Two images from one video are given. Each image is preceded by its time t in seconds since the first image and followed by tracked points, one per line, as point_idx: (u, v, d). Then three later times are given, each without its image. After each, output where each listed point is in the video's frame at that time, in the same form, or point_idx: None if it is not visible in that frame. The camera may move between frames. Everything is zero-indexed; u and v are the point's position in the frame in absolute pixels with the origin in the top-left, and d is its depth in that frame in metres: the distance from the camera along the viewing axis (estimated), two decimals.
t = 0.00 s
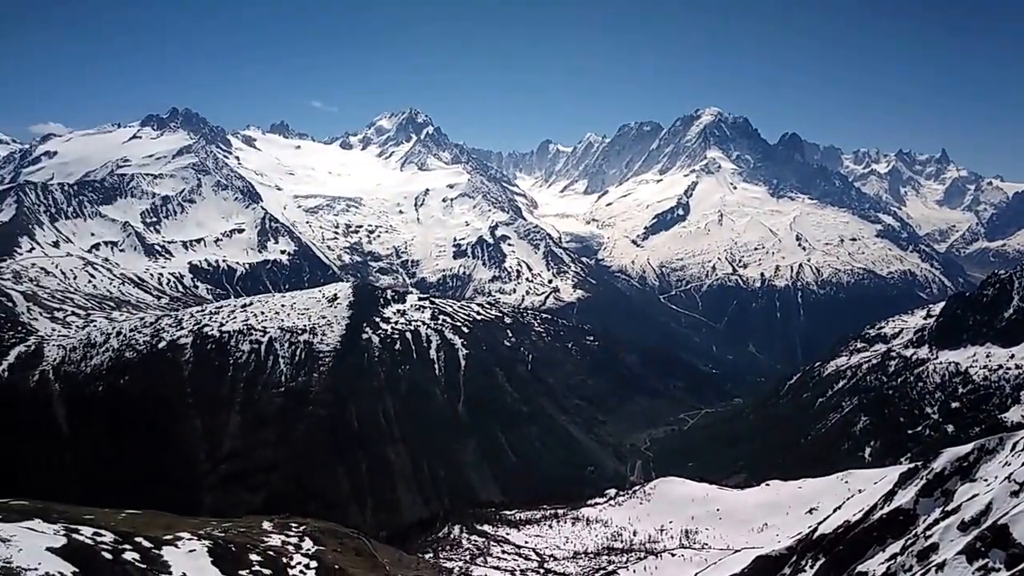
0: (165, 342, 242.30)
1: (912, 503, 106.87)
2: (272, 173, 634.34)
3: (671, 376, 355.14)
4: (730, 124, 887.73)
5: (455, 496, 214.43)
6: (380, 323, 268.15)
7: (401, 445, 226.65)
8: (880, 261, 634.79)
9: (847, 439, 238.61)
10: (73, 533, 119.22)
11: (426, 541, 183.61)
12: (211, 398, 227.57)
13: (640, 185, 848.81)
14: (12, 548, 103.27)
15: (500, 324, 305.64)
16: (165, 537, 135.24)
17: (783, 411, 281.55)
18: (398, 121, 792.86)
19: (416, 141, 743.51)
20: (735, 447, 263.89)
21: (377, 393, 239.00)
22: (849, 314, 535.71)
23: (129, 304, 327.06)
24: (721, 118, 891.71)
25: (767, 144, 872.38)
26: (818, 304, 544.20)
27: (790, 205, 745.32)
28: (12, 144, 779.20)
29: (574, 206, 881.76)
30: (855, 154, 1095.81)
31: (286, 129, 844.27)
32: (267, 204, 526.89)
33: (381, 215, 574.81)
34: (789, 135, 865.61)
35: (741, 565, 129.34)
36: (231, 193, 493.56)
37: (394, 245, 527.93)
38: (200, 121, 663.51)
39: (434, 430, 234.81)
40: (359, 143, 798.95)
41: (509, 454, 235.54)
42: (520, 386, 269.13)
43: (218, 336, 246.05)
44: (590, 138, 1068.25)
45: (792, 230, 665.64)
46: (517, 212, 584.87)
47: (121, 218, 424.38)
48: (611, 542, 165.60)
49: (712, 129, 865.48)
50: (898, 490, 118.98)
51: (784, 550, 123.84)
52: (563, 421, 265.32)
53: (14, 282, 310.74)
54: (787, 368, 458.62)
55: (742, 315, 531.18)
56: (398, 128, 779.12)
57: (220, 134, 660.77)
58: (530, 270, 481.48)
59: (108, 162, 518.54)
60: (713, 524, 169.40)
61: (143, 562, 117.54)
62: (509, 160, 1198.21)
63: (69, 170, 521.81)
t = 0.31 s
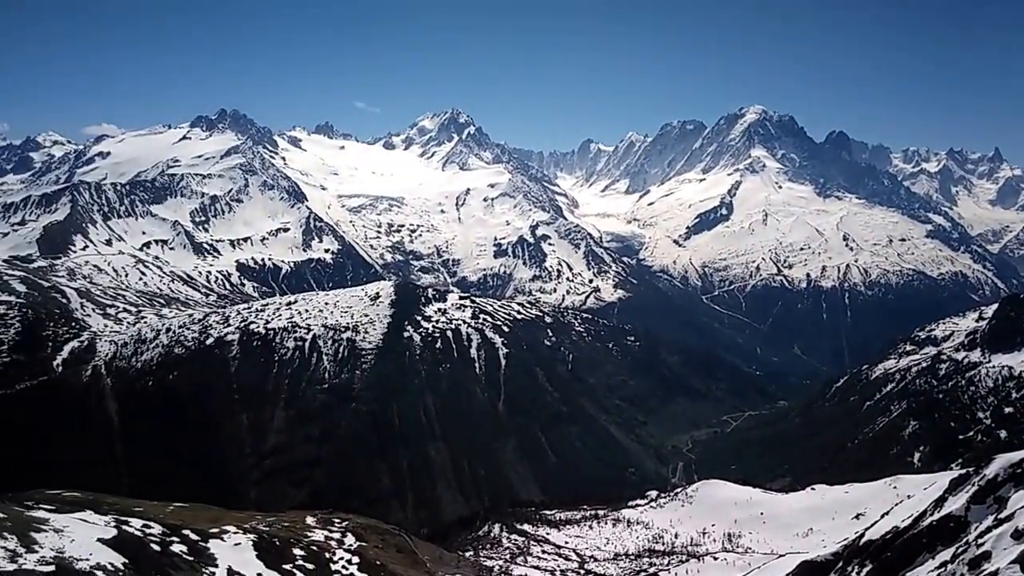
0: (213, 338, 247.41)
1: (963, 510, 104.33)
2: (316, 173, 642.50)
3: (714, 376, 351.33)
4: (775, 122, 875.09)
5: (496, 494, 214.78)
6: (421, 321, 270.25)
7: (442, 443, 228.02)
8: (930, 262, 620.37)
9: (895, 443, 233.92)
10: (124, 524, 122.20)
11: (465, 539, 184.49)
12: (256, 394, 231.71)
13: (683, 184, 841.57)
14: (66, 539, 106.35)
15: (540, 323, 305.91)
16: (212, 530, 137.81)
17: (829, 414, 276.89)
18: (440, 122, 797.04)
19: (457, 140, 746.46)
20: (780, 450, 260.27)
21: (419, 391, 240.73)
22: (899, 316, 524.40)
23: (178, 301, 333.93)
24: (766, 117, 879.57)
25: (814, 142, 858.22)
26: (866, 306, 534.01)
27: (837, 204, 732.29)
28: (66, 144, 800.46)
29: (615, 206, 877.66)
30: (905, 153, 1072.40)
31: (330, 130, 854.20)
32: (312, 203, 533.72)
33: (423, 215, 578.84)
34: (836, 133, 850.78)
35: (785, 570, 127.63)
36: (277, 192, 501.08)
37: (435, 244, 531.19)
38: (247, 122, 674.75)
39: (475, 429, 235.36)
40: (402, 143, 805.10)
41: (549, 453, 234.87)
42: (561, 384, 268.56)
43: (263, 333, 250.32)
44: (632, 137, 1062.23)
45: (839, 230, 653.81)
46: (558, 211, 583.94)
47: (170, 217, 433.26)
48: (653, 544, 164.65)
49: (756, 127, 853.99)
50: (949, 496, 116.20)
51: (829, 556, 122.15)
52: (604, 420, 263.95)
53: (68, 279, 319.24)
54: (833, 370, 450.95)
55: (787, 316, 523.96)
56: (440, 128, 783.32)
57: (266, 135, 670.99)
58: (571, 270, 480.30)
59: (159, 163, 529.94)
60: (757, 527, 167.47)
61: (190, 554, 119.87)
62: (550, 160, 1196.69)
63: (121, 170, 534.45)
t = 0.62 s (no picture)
0: (258, 335, 251.63)
1: (1016, 518, 101.21)
2: (360, 173, 648.84)
3: (758, 377, 346.15)
4: (822, 120, 859.67)
5: (536, 493, 214.38)
6: (461, 321, 271.33)
7: (482, 442, 228.65)
8: (983, 264, 604.42)
9: (945, 449, 228.22)
10: (170, 517, 124.80)
11: (505, 538, 184.96)
12: (299, 390, 235.04)
13: (727, 183, 831.80)
14: (115, 530, 108.91)
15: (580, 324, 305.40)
16: (256, 524, 140.06)
17: (876, 418, 271.25)
18: (482, 121, 798.89)
19: (499, 140, 747.14)
20: (826, 453, 255.78)
21: (459, 390, 241.77)
22: (950, 318, 511.07)
23: (224, 298, 339.83)
24: (814, 114, 864.61)
25: (863, 140, 841.58)
26: (916, 308, 522.21)
27: (886, 204, 717.16)
28: (118, 145, 819.91)
29: (658, 205, 871.53)
30: (957, 151, 1045.57)
31: (374, 130, 861.98)
32: (355, 203, 538.93)
33: (465, 214, 581.71)
34: (887, 132, 833.29)
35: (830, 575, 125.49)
36: (321, 192, 507.46)
37: (477, 243, 533.41)
38: (292, 123, 684.10)
39: (514, 428, 235.18)
40: (444, 143, 809.02)
41: (589, 453, 233.15)
42: (601, 383, 266.90)
43: (307, 330, 253.76)
44: (675, 135, 1053.49)
45: (888, 231, 639.99)
46: (600, 211, 581.19)
47: (218, 216, 440.81)
48: (694, 546, 163.20)
49: (803, 126, 839.86)
50: (1002, 504, 112.88)
51: (876, 563, 119.81)
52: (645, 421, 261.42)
53: (119, 276, 326.84)
54: (880, 373, 442.37)
55: (833, 318, 516.21)
56: (482, 127, 785.29)
57: (311, 135, 679.34)
58: (612, 270, 477.97)
59: (207, 163, 539.92)
60: (801, 532, 164.92)
61: (235, 547, 121.94)
62: (592, 159, 1191.85)
63: (170, 170, 545.67)
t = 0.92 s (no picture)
0: (301, 332, 255.67)
1: None
2: (402, 172, 652.82)
3: (803, 379, 340.90)
4: (871, 118, 843.42)
5: (575, 492, 213.73)
6: (501, 319, 272.39)
7: (522, 440, 229.05)
8: None
9: (995, 453, 222.55)
10: (214, 509, 127.13)
11: (544, 537, 185.14)
12: (341, 386, 238.46)
13: (771, 183, 821.28)
14: (161, 521, 111.38)
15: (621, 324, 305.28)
16: (298, 518, 142.03)
17: (924, 422, 265.46)
18: (524, 120, 799.26)
19: (541, 139, 746.14)
20: (871, 456, 251.73)
21: (499, 388, 242.52)
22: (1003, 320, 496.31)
23: (268, 295, 344.79)
24: (862, 112, 849.04)
25: (912, 139, 824.57)
26: (966, 310, 510.09)
27: (936, 204, 701.84)
28: (167, 144, 835.36)
29: (701, 204, 864.64)
30: (1011, 150, 1018.36)
31: (416, 129, 867.11)
32: (397, 201, 542.37)
33: (507, 213, 583.27)
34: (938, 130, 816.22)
35: None
36: (363, 190, 512.23)
37: (518, 242, 534.30)
38: (336, 122, 691.20)
39: (554, 426, 234.69)
40: (486, 142, 810.91)
41: (629, 453, 231.10)
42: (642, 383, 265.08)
43: (349, 328, 257.37)
44: (719, 134, 1044.45)
45: (938, 231, 625.92)
46: (642, 210, 577.64)
47: (262, 214, 446.98)
48: (735, 549, 161.66)
49: (851, 124, 823.33)
50: None
51: (922, 568, 117.31)
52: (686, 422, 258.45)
53: (166, 273, 333.49)
54: (929, 376, 433.58)
55: (880, 319, 507.92)
56: (524, 126, 785.61)
57: (354, 134, 685.24)
58: (654, 270, 475.09)
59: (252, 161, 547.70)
60: (845, 536, 162.40)
61: (277, 540, 123.87)
62: (634, 159, 1184.88)
63: (217, 169, 554.45)
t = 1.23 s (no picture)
0: (343, 329, 258.71)
1: None
2: (444, 170, 656.02)
3: (850, 381, 336.71)
4: (919, 117, 828.30)
5: (615, 492, 213.40)
6: (542, 318, 272.82)
7: (561, 439, 229.22)
8: None
9: None
10: (257, 503, 129.15)
11: (583, 536, 185.33)
12: (381, 383, 240.90)
13: (816, 182, 811.47)
14: (205, 514, 113.24)
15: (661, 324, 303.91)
16: (340, 513, 143.89)
17: (973, 426, 260.13)
18: (565, 118, 798.82)
19: (583, 137, 744.51)
20: (915, 459, 247.73)
21: (539, 387, 243.01)
22: None
23: (312, 292, 349.06)
24: (910, 111, 834.33)
25: (962, 137, 808.90)
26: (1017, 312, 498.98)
27: (986, 204, 687.62)
28: (213, 142, 848.96)
29: (744, 203, 857.39)
30: None
31: (458, 127, 870.97)
32: (438, 199, 545.01)
33: (549, 211, 583.97)
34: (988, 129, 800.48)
35: None
36: (405, 189, 515.74)
37: (559, 241, 534.15)
38: (378, 120, 696.47)
39: (594, 426, 234.45)
40: (527, 141, 812.00)
41: (670, 454, 230.02)
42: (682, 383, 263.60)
43: (390, 325, 259.84)
44: (764, 133, 1034.39)
45: (988, 231, 612.97)
46: (684, 209, 573.52)
47: (306, 212, 452.22)
48: (776, 551, 160.32)
49: (899, 122, 809.84)
50: None
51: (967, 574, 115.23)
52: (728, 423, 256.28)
53: (211, 270, 339.05)
54: (978, 379, 425.54)
55: (928, 321, 500.10)
56: (566, 125, 784.84)
57: (396, 133, 690.06)
58: (696, 269, 472.25)
59: (296, 160, 554.40)
60: (889, 540, 160.18)
61: (319, 534, 125.53)
62: (676, 157, 1177.71)
63: (262, 167, 562.17)
